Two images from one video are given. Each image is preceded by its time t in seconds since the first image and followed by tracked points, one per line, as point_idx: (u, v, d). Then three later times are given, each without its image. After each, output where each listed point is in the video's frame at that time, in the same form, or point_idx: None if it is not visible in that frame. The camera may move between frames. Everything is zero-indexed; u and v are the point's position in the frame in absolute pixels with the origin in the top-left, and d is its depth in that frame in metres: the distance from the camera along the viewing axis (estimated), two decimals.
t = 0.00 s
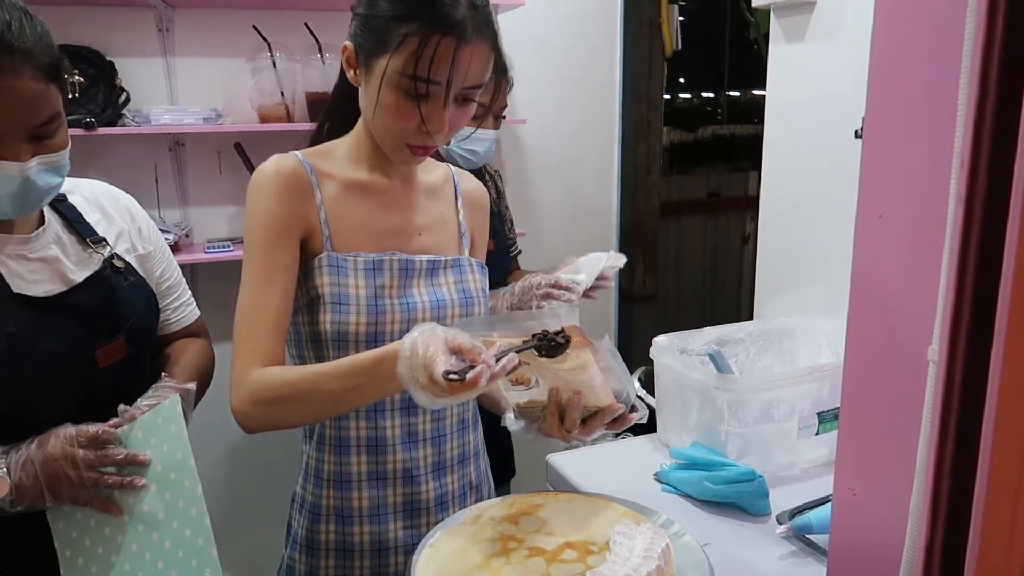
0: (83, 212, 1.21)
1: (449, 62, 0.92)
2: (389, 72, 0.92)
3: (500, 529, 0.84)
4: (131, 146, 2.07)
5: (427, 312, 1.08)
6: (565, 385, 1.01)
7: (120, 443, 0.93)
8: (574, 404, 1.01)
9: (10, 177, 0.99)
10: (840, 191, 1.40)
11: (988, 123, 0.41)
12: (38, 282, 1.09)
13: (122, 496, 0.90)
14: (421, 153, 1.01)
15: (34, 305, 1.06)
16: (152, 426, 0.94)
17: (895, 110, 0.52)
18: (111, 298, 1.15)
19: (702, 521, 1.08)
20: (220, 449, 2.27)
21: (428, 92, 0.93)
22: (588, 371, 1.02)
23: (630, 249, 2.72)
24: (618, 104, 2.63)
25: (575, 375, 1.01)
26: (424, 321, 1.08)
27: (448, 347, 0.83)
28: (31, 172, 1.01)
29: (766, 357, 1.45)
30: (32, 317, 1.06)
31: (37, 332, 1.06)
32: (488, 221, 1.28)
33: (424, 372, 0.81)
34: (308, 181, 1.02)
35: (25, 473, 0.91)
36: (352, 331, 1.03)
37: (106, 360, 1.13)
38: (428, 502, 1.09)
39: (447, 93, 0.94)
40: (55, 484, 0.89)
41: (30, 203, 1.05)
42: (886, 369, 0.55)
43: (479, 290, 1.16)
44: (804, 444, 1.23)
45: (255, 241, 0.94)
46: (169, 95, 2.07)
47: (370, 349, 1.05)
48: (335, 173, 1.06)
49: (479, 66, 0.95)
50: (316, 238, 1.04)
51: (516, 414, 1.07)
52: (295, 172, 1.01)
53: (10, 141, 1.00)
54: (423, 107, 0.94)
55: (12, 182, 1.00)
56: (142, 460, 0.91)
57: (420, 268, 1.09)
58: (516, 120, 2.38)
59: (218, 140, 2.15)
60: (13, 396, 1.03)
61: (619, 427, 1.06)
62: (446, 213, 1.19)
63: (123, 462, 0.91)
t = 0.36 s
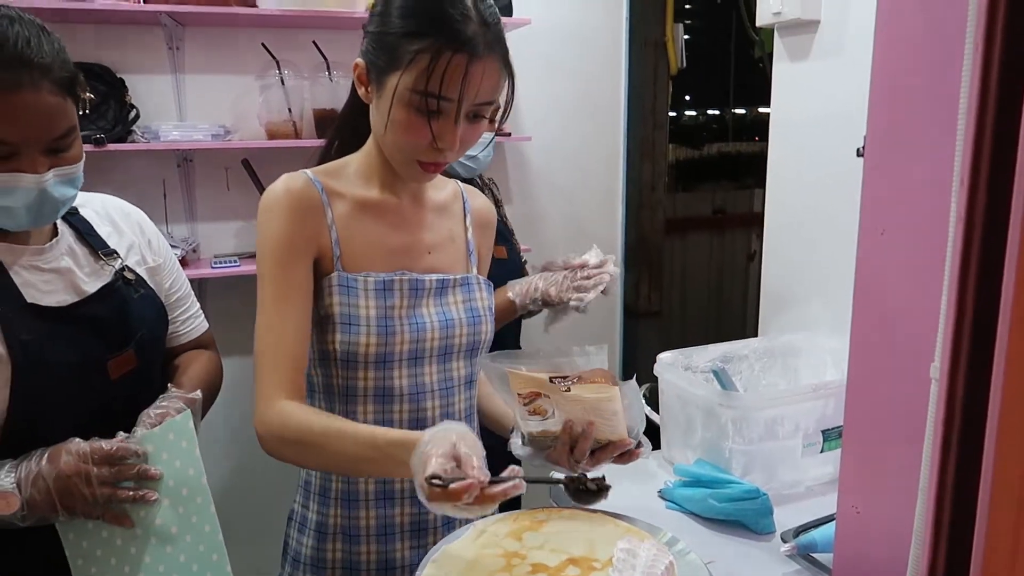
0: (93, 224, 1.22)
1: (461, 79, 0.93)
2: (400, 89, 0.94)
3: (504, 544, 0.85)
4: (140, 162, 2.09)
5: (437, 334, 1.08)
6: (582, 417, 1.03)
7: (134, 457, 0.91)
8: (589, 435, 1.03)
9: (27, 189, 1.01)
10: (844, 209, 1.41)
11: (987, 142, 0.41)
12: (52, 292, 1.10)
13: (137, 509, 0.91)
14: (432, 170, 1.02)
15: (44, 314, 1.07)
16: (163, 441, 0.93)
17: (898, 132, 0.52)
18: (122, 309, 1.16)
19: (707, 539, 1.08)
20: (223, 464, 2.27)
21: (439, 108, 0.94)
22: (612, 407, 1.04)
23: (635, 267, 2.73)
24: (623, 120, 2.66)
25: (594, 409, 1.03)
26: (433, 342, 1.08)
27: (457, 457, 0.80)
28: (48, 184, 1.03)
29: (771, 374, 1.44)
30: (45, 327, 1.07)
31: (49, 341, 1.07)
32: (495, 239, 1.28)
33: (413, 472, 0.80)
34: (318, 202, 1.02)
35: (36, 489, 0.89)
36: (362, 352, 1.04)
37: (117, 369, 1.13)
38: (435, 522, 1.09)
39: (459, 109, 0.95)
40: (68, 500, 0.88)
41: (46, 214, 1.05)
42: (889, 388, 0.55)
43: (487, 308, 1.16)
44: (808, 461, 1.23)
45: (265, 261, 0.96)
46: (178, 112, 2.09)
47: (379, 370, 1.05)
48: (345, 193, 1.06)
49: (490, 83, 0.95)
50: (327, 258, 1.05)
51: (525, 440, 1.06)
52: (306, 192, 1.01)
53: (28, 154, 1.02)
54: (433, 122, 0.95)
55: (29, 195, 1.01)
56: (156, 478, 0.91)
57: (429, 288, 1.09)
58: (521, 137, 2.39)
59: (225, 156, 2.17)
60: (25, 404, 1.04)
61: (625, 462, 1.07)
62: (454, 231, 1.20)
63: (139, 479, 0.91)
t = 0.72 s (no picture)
0: (99, 206, 1.22)
1: (472, 64, 0.92)
2: (410, 73, 0.93)
3: (501, 525, 0.85)
4: (142, 146, 2.08)
5: (444, 320, 1.07)
6: (592, 400, 1.03)
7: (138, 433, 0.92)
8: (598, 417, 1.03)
9: (36, 172, 1.00)
10: (848, 193, 1.40)
11: (993, 96, 0.39)
12: (60, 273, 1.10)
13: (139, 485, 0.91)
14: (438, 156, 1.02)
15: (54, 294, 1.07)
16: (163, 415, 0.94)
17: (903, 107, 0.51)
18: (130, 290, 1.16)
19: (706, 522, 1.08)
20: (226, 448, 2.28)
21: (450, 93, 0.93)
22: (625, 391, 1.03)
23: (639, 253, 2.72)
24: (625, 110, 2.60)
25: (605, 392, 1.03)
26: (440, 329, 1.07)
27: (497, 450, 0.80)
28: (57, 167, 1.02)
29: (772, 359, 1.44)
30: (54, 306, 1.07)
31: (59, 322, 1.07)
32: (496, 221, 1.28)
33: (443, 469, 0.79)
34: (325, 187, 1.01)
35: (39, 461, 0.92)
36: (370, 340, 1.03)
37: (129, 346, 1.14)
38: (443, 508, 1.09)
39: (469, 95, 0.94)
40: (69, 473, 0.90)
41: (55, 197, 1.05)
42: (891, 367, 0.54)
43: (491, 292, 1.16)
44: (809, 445, 1.23)
45: (273, 257, 0.94)
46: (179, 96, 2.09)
47: (387, 358, 1.05)
48: (351, 179, 1.05)
49: (502, 66, 0.95)
50: (334, 243, 1.04)
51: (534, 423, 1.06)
52: (309, 179, 0.99)
53: (38, 137, 1.01)
54: (444, 107, 0.94)
55: (39, 178, 1.01)
56: (157, 454, 0.91)
57: (435, 273, 1.08)
58: (524, 122, 2.38)
59: (227, 140, 2.16)
60: (34, 385, 1.04)
61: (633, 441, 1.08)
62: (457, 214, 1.19)
63: (139, 455, 0.91)
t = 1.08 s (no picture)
0: (88, 171, 1.20)
1: (462, 31, 0.90)
2: (398, 39, 0.91)
3: (491, 494, 0.86)
4: (128, 114, 2.06)
5: (434, 292, 1.07)
6: (579, 373, 1.03)
7: (137, 388, 0.94)
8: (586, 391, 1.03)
9: (28, 138, 0.98)
10: (840, 165, 1.39)
11: (985, 69, 0.39)
12: (53, 239, 1.09)
13: (132, 440, 0.92)
14: (426, 125, 1.01)
15: (48, 259, 1.06)
16: (160, 371, 0.95)
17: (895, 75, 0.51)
18: (123, 256, 1.15)
19: (694, 492, 1.09)
20: (217, 419, 2.29)
21: (440, 61, 0.92)
22: (612, 364, 1.04)
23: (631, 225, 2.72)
24: (619, 79, 2.64)
25: (593, 366, 1.03)
26: (429, 300, 1.07)
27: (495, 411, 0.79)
28: (49, 133, 1.01)
29: (762, 330, 1.45)
30: (48, 271, 1.06)
31: (54, 286, 1.06)
32: (486, 191, 1.27)
33: (437, 429, 0.78)
34: (310, 156, 1.00)
35: (38, 410, 0.92)
36: (359, 312, 1.03)
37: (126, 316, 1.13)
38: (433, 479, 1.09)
39: (459, 64, 0.93)
40: (65, 423, 0.90)
41: (47, 163, 1.03)
42: (878, 337, 0.55)
43: (481, 264, 1.15)
44: (797, 416, 1.24)
45: (258, 226, 0.93)
46: (166, 64, 2.06)
47: (376, 330, 1.04)
48: (337, 148, 1.04)
49: (493, 36, 0.93)
50: (320, 213, 1.03)
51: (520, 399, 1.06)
52: (295, 148, 0.98)
53: (29, 101, 0.99)
54: (433, 76, 0.93)
55: (31, 144, 0.99)
56: (152, 409, 0.92)
57: (425, 245, 1.08)
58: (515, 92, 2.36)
59: (215, 110, 2.14)
60: (30, 349, 1.04)
61: (619, 415, 1.08)
62: (447, 183, 1.18)
63: (134, 408, 0.92)
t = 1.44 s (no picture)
0: (99, 136, 1.26)
1: (455, 4, 0.88)
2: (390, 10, 0.89)
3: (489, 468, 0.86)
4: (120, 85, 2.03)
5: (430, 266, 1.07)
6: (575, 347, 1.03)
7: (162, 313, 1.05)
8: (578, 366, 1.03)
9: (57, 100, 1.05)
10: (840, 139, 1.38)
11: (989, 50, 0.40)
12: (74, 198, 1.15)
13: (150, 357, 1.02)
14: (420, 98, 0.99)
15: (70, 214, 1.13)
16: (185, 302, 1.08)
17: (898, 49, 0.50)
18: (139, 213, 1.22)
19: (691, 465, 1.09)
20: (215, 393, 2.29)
21: (433, 33, 0.90)
22: (607, 338, 1.04)
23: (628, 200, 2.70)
24: (617, 53, 2.61)
25: (587, 340, 1.03)
26: (426, 274, 1.07)
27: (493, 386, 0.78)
28: (76, 96, 1.07)
29: (760, 305, 1.43)
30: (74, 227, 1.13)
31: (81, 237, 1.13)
32: (483, 164, 1.27)
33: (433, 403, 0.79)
34: (304, 129, 0.99)
35: (71, 326, 1.02)
36: (355, 286, 1.03)
37: (147, 271, 1.21)
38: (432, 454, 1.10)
39: (452, 37, 0.91)
40: (95, 337, 1.01)
41: (71, 126, 1.10)
42: (877, 313, 0.55)
43: (478, 237, 1.15)
44: (794, 389, 1.24)
45: (252, 201, 0.92)
46: (158, 33, 2.03)
47: (373, 304, 1.04)
48: (332, 121, 1.03)
49: (487, 9, 0.91)
50: (316, 187, 1.02)
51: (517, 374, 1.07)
52: (289, 122, 0.97)
53: (59, 66, 1.06)
54: (425, 48, 0.91)
55: (60, 106, 1.06)
56: (174, 335, 1.03)
57: (421, 218, 1.07)
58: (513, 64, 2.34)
59: (210, 81, 2.12)
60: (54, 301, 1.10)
61: (616, 390, 1.07)
62: (444, 156, 1.17)
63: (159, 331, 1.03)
